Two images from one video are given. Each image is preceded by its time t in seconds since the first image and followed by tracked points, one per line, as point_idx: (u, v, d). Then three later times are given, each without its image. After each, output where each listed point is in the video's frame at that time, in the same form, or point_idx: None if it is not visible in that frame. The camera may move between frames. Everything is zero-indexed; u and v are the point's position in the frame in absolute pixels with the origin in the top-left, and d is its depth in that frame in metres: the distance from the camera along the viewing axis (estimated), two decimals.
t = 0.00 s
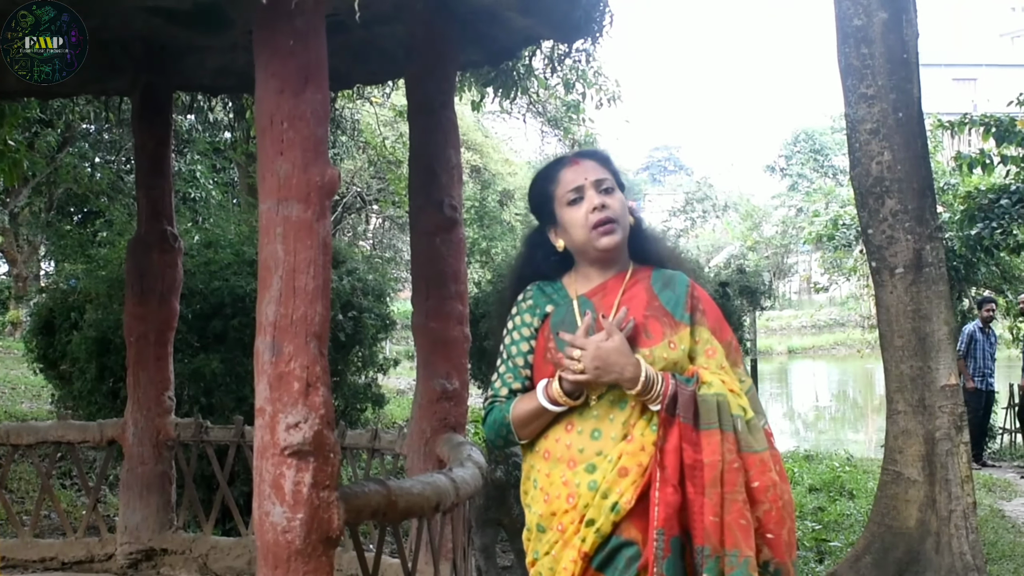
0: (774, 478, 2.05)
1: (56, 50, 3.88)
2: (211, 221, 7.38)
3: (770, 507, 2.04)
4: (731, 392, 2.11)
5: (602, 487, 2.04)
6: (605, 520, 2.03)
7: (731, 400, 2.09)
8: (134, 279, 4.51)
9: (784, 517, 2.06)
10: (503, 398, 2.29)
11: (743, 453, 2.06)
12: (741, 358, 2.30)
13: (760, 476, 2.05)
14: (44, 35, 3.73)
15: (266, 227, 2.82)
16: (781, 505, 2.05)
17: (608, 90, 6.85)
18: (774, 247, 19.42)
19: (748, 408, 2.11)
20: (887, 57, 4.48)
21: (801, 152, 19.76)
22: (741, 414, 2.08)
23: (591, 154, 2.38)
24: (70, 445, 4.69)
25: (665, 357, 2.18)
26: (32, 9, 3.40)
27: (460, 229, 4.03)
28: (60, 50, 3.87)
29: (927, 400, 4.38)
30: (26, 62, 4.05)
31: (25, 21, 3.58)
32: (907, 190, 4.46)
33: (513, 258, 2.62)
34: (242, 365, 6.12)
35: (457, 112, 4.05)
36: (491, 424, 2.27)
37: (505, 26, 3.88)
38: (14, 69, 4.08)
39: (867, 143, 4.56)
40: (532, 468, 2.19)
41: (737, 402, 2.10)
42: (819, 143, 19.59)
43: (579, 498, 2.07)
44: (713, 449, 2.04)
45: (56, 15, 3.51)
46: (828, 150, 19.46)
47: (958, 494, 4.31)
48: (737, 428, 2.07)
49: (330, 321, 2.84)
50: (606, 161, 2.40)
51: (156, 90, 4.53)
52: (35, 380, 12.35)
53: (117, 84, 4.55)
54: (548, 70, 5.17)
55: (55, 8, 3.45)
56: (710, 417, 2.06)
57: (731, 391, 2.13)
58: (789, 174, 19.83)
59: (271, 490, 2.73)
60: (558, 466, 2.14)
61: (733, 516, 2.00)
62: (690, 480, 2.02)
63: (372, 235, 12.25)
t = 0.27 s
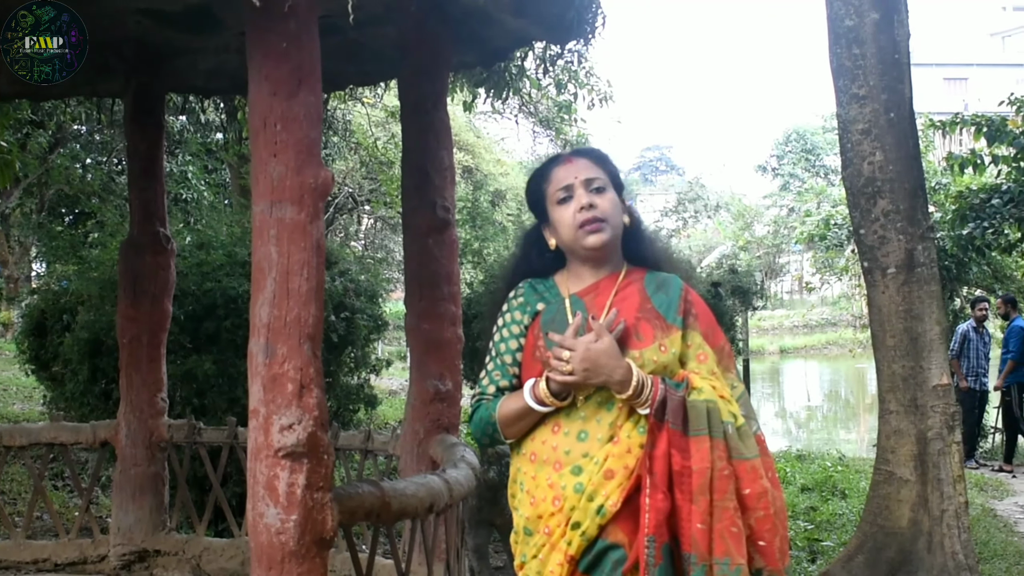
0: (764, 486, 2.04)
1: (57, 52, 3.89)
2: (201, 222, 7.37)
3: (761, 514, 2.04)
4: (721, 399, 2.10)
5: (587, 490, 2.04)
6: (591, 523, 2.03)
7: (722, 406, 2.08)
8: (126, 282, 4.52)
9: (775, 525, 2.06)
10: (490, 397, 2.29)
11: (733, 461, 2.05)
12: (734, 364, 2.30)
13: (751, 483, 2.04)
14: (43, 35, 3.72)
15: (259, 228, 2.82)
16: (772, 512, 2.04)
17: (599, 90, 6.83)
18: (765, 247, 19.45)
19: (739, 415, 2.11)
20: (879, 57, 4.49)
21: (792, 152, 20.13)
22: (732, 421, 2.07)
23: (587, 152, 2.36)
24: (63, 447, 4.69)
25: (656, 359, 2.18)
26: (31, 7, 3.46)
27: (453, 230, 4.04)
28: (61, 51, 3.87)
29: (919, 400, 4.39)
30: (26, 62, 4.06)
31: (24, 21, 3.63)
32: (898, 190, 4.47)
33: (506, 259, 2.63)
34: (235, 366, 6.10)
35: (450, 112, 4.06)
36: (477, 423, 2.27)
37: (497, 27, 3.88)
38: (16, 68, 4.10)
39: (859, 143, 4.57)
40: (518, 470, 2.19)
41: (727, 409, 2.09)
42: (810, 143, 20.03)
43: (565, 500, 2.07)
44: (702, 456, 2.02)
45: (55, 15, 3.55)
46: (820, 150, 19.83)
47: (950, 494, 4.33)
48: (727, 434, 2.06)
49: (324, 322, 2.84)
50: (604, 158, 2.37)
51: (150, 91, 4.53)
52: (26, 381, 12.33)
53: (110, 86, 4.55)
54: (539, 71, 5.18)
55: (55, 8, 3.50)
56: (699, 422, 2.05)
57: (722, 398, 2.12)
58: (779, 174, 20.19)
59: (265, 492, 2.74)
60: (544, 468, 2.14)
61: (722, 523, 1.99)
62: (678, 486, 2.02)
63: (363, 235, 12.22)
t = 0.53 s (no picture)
0: (744, 494, 2.03)
1: (56, 51, 3.85)
2: (174, 223, 7.27)
3: (740, 523, 2.03)
4: (701, 405, 2.10)
5: (564, 496, 2.04)
6: (567, 529, 2.02)
7: (701, 413, 2.07)
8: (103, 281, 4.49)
9: (755, 534, 2.04)
10: (465, 398, 2.28)
11: (713, 468, 2.04)
12: (714, 370, 2.30)
13: (730, 492, 2.03)
14: (43, 35, 3.69)
15: (240, 230, 2.80)
16: (751, 521, 2.04)
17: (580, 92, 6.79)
18: (746, 248, 18.83)
19: (719, 422, 2.10)
20: (859, 59, 4.50)
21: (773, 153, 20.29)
22: (711, 428, 2.07)
23: (564, 151, 2.34)
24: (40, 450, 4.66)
25: (635, 362, 2.17)
26: (31, 7, 3.40)
27: (433, 232, 4.08)
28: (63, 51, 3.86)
29: (899, 401, 4.39)
30: (26, 63, 4.04)
31: (24, 21, 3.57)
32: (879, 192, 4.48)
33: (486, 261, 2.63)
34: (214, 369, 5.98)
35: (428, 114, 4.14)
36: (450, 423, 2.27)
37: (482, 31, 3.86)
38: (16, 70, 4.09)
39: (840, 144, 4.58)
40: (494, 476, 2.18)
41: (708, 415, 2.08)
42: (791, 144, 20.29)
43: (541, 506, 2.06)
44: (680, 463, 2.01)
45: (55, 14, 3.50)
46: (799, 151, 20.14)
47: (931, 495, 4.33)
48: (706, 441, 2.05)
49: (304, 325, 2.83)
50: (583, 158, 2.34)
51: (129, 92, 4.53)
52: (4, 385, 12.21)
53: (93, 89, 4.55)
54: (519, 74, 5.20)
55: (55, 8, 3.44)
56: (679, 429, 2.04)
57: (702, 404, 2.11)
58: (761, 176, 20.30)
59: (243, 495, 2.71)
60: (520, 474, 2.13)
61: (699, 531, 1.98)
62: (655, 493, 2.01)
63: (344, 237, 12.21)
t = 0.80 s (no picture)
0: (735, 514, 1.96)
1: (56, 51, 3.82)
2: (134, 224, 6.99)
3: (730, 545, 1.95)
4: (694, 421, 2.02)
5: (545, 511, 1.92)
6: (549, 547, 1.90)
7: (694, 429, 2.00)
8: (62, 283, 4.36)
9: (745, 557, 1.97)
10: (434, 407, 2.15)
11: (705, 486, 1.96)
12: (700, 386, 2.22)
13: (722, 512, 1.96)
14: (44, 36, 3.66)
15: (205, 231, 2.65)
16: (742, 543, 1.96)
17: (559, 86, 6.78)
18: (731, 249, 19.18)
19: (711, 439, 2.03)
20: (848, 53, 4.38)
21: (760, 149, 20.10)
22: (704, 444, 1.99)
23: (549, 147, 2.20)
24: None
25: (621, 374, 2.06)
26: (30, 8, 3.36)
27: (407, 232, 3.97)
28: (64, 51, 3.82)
29: (892, 408, 4.29)
30: (26, 62, 4.00)
31: (24, 21, 3.52)
32: (870, 190, 4.37)
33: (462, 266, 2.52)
34: (179, 376, 5.65)
35: (401, 111, 4.02)
36: (420, 432, 2.13)
37: (453, 24, 3.74)
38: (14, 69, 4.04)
39: (829, 141, 4.45)
40: (467, 491, 2.04)
41: (701, 431, 2.01)
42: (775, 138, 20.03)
43: (520, 522, 1.94)
44: (671, 480, 1.93)
45: (55, 15, 3.46)
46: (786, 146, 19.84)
47: (925, 506, 4.25)
48: (698, 458, 1.98)
49: (273, 330, 2.68)
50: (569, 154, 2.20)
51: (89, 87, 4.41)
52: None
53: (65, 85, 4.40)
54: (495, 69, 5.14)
55: (55, 8, 3.41)
56: (672, 444, 1.96)
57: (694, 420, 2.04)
58: (747, 172, 20.11)
59: (211, 508, 2.57)
60: (496, 488, 2.00)
61: (689, 552, 1.91)
62: (645, 510, 1.93)
63: (315, 237, 11.79)
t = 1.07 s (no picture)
0: (765, 534, 1.85)
1: (56, 51, 3.81)
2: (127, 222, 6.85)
3: (759, 566, 1.83)
4: (719, 438, 1.92)
5: (558, 524, 1.80)
6: (561, 561, 1.78)
7: (722, 447, 1.90)
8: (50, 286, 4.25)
9: None
10: (429, 416, 2.01)
11: (735, 505, 1.86)
12: (717, 399, 2.12)
13: (752, 532, 1.84)
14: (44, 36, 3.67)
15: (201, 231, 2.53)
16: (772, 568, 1.85)
17: (564, 78, 6.61)
18: (745, 249, 17.94)
19: (736, 456, 1.93)
20: (869, 46, 4.25)
21: (776, 146, 20.27)
22: (732, 462, 1.89)
23: (582, 146, 2.09)
24: None
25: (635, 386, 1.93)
26: (30, 8, 3.39)
27: (408, 231, 3.86)
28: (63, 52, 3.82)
29: (916, 416, 4.16)
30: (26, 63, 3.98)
31: (24, 21, 3.55)
32: (892, 188, 4.23)
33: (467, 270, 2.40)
34: (169, 381, 5.52)
35: (401, 106, 3.91)
36: (414, 443, 1.99)
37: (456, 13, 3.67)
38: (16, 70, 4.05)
39: (849, 137, 4.31)
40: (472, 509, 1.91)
41: (727, 448, 1.91)
42: (795, 137, 20.09)
43: (529, 537, 1.81)
44: (703, 498, 1.82)
45: (55, 14, 3.49)
46: (804, 144, 19.99)
47: (950, 518, 4.10)
48: (727, 476, 1.87)
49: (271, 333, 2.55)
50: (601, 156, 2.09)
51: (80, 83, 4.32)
52: None
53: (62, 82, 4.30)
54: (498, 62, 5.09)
55: (54, 8, 3.45)
56: (702, 461, 1.85)
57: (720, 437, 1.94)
58: (763, 170, 20.02)
59: (206, 518, 2.44)
60: (504, 503, 1.88)
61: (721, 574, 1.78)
62: (676, 530, 1.79)
63: (311, 238, 11.59)
